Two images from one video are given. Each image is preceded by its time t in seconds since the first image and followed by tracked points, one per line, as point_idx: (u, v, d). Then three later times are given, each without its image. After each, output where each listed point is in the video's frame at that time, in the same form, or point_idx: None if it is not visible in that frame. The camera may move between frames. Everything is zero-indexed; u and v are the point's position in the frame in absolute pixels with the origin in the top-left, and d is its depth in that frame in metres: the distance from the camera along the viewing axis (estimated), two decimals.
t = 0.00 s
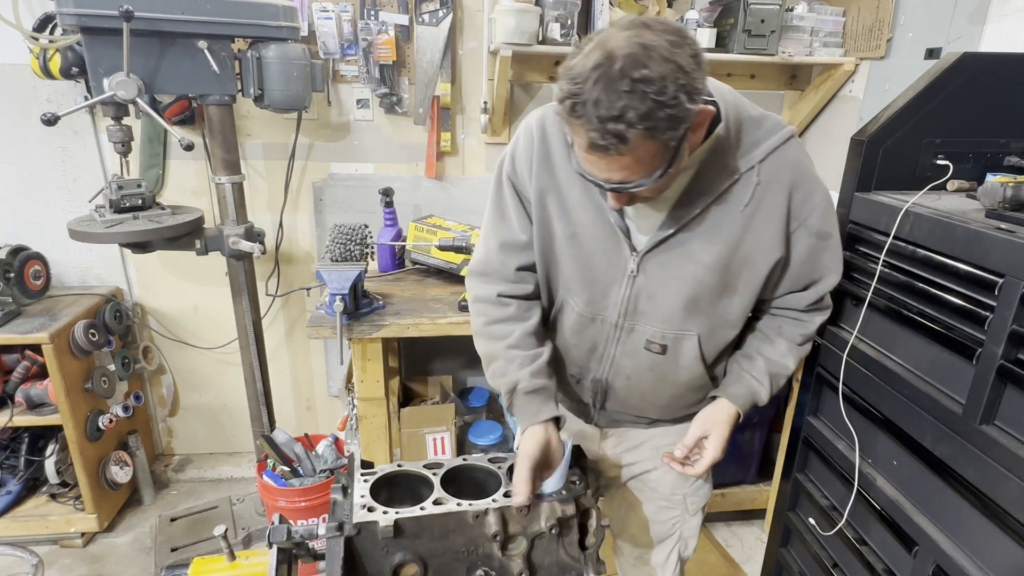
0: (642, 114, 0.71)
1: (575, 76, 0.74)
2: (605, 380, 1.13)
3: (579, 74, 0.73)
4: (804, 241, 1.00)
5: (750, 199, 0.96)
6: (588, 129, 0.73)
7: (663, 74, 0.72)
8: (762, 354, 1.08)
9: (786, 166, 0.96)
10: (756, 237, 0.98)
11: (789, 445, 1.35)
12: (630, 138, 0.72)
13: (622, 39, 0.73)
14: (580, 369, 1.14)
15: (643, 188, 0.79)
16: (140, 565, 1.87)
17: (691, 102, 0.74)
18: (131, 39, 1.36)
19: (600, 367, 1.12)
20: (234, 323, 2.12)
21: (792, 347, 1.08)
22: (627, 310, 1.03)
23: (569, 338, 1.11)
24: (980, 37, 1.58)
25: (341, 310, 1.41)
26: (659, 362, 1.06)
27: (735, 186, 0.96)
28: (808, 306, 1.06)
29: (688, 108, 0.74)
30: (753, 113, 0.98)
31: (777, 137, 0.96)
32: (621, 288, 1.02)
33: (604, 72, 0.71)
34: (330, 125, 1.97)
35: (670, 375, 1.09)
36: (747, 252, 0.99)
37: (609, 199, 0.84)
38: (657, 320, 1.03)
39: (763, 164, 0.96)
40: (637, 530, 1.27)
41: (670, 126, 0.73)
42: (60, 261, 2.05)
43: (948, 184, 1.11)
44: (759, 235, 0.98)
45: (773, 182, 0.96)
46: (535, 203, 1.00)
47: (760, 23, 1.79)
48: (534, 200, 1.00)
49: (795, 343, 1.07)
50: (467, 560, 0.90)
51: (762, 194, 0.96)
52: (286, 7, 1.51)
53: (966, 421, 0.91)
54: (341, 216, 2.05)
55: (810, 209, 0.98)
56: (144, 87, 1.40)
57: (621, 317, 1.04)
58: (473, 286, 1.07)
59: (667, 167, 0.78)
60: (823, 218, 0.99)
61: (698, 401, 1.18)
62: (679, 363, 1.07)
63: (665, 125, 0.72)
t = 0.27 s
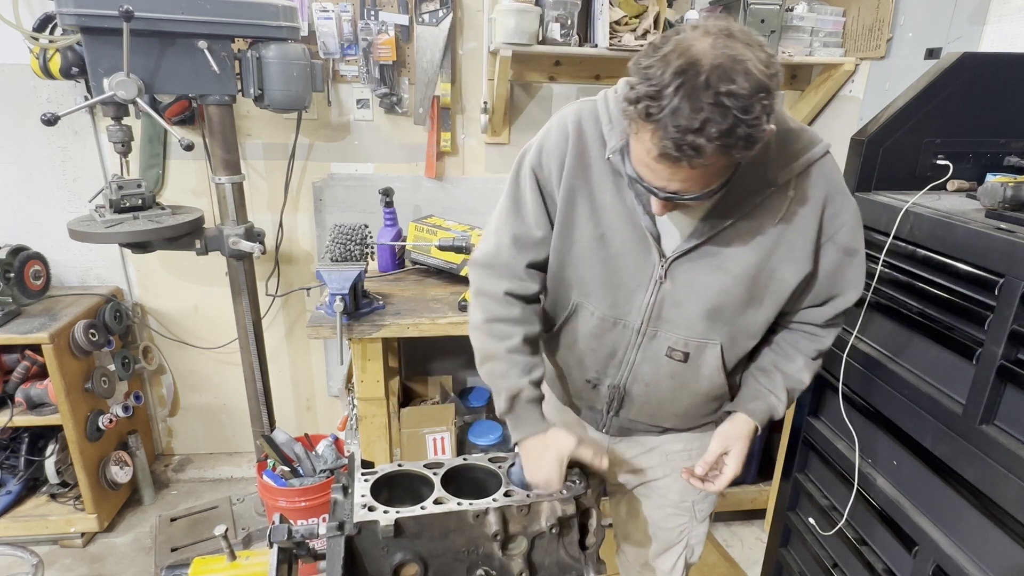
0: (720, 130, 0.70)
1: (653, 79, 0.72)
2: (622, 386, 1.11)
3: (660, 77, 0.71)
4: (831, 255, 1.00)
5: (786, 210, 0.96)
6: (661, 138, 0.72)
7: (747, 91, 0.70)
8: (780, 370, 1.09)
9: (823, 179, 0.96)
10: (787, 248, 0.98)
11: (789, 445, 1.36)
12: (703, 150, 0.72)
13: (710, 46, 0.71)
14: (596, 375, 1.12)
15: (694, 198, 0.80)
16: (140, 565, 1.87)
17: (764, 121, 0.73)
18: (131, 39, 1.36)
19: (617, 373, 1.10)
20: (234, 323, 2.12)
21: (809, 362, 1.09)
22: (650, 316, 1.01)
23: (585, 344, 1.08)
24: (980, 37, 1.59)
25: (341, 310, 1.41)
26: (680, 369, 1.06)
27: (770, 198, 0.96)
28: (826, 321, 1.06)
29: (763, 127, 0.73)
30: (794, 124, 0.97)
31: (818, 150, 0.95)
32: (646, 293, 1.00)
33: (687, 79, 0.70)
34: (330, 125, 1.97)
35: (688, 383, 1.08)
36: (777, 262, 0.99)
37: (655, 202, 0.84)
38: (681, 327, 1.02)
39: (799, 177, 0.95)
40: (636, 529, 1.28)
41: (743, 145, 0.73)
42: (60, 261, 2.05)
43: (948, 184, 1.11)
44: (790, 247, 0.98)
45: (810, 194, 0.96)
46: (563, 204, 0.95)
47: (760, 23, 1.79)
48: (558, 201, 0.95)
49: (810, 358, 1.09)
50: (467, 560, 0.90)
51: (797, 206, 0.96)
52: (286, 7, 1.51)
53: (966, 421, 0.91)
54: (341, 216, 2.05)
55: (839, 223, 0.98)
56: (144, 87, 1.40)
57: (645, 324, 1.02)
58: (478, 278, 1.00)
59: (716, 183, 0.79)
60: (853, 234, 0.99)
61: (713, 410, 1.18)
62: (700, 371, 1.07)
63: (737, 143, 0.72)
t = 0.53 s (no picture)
0: (755, 136, 0.71)
1: (687, 80, 0.72)
2: (624, 385, 1.11)
3: (696, 78, 0.71)
4: (840, 262, 1.01)
5: (800, 215, 0.97)
6: (695, 141, 0.73)
7: (784, 96, 0.71)
8: (784, 379, 1.09)
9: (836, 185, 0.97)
10: (799, 251, 0.98)
11: (789, 445, 1.36)
12: (737, 154, 0.72)
13: (746, 48, 0.71)
14: (599, 372, 1.12)
15: (719, 200, 0.81)
16: (140, 565, 1.87)
17: (796, 128, 0.74)
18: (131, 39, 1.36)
19: (621, 371, 1.09)
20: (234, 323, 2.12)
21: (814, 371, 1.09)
22: (658, 315, 1.01)
23: (590, 340, 1.08)
24: (980, 37, 1.60)
25: (341, 310, 1.41)
26: (683, 371, 1.05)
27: (786, 201, 0.96)
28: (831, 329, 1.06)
29: (794, 133, 0.74)
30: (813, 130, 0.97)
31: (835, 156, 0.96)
32: (654, 291, 1.00)
33: (724, 83, 0.70)
34: (330, 125, 1.97)
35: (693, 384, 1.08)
36: (787, 266, 0.99)
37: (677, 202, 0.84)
38: (689, 327, 1.02)
39: (813, 182, 0.97)
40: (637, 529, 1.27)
41: (775, 150, 0.74)
42: (60, 261, 2.05)
43: (948, 184, 1.11)
44: (802, 251, 0.98)
45: (823, 199, 0.97)
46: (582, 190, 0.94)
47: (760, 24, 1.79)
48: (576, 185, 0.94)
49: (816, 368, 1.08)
50: (467, 560, 0.90)
51: (810, 210, 0.97)
52: (286, 7, 1.51)
53: (966, 420, 0.91)
54: (341, 216, 2.05)
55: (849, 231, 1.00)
56: (144, 87, 1.40)
57: (652, 323, 1.02)
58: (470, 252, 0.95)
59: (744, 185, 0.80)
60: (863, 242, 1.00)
61: (718, 414, 1.17)
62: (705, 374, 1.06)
63: (769, 149, 0.73)
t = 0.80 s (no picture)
0: (776, 149, 0.71)
1: (707, 92, 0.72)
2: (631, 390, 1.10)
3: (717, 90, 0.71)
4: (842, 265, 1.02)
5: (804, 219, 0.98)
6: (715, 153, 0.73)
7: (806, 108, 0.71)
8: (788, 379, 1.09)
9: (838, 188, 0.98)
10: (803, 254, 0.99)
11: (789, 445, 1.36)
12: (755, 168, 0.72)
13: (766, 60, 0.71)
14: (605, 377, 1.11)
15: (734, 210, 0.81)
16: (140, 565, 1.87)
17: (813, 140, 0.74)
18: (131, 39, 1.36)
19: (627, 376, 1.09)
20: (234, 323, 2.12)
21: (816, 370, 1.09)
22: (663, 319, 1.01)
23: (595, 346, 1.07)
24: (980, 37, 1.60)
25: (341, 310, 1.41)
26: (689, 374, 1.05)
27: (790, 205, 0.97)
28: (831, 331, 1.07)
29: (812, 145, 0.74)
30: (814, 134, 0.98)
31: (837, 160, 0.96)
32: (660, 296, 1.00)
33: (746, 95, 0.69)
34: (330, 124, 1.97)
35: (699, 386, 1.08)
36: (791, 268, 1.00)
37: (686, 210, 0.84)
38: (693, 330, 1.01)
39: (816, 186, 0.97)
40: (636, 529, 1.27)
41: (792, 163, 0.74)
42: (60, 261, 2.05)
43: (948, 183, 1.11)
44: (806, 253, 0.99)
45: (824, 202, 0.98)
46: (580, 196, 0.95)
47: (760, 23, 1.79)
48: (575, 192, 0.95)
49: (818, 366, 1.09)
50: (467, 560, 0.90)
51: (812, 212, 0.98)
52: (286, 7, 1.51)
53: (966, 420, 0.91)
54: (341, 216, 2.05)
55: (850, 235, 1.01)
56: (144, 87, 1.40)
57: (657, 327, 1.01)
58: (475, 258, 1.03)
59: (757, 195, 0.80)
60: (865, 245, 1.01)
61: (722, 415, 1.17)
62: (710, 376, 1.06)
63: (787, 162, 0.73)
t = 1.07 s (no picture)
0: (737, 128, 0.71)
1: (671, 76, 0.74)
2: (613, 380, 1.12)
3: (679, 74, 0.73)
4: (830, 268, 1.01)
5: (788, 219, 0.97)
6: (677, 134, 0.74)
7: (768, 90, 0.71)
8: (771, 385, 1.09)
9: (827, 189, 0.97)
10: (786, 253, 0.98)
11: (789, 445, 1.36)
12: (717, 149, 0.73)
13: (730, 45, 0.72)
14: (588, 366, 1.13)
15: (705, 196, 0.81)
16: (140, 565, 1.87)
17: (779, 124, 0.74)
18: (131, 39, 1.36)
19: (609, 366, 1.11)
20: (234, 323, 2.12)
21: (802, 380, 1.08)
22: (644, 311, 1.03)
23: (579, 335, 1.10)
24: (980, 37, 1.60)
25: (341, 310, 1.41)
26: (670, 367, 1.06)
27: (774, 203, 0.97)
28: (822, 337, 1.05)
29: (777, 129, 0.74)
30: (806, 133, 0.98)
31: (826, 160, 0.96)
32: (642, 286, 1.02)
33: (706, 77, 0.71)
34: (330, 124, 1.97)
35: (680, 380, 1.08)
36: (775, 267, 0.99)
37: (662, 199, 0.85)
38: (674, 324, 1.03)
39: (804, 186, 0.96)
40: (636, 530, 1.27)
41: (757, 146, 0.74)
42: (60, 261, 2.05)
43: (948, 184, 1.11)
44: (790, 252, 0.98)
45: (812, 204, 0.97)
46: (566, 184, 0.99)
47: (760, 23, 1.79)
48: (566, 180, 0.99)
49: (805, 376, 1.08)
50: (467, 560, 0.90)
51: (799, 213, 0.97)
52: (286, 7, 1.51)
53: (966, 421, 0.91)
54: (341, 217, 2.05)
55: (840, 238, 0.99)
56: (143, 87, 1.40)
57: (638, 318, 1.03)
58: (469, 242, 1.05)
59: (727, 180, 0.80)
60: (854, 248, 0.99)
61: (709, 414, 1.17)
62: (691, 371, 1.07)
63: (750, 143, 0.73)
